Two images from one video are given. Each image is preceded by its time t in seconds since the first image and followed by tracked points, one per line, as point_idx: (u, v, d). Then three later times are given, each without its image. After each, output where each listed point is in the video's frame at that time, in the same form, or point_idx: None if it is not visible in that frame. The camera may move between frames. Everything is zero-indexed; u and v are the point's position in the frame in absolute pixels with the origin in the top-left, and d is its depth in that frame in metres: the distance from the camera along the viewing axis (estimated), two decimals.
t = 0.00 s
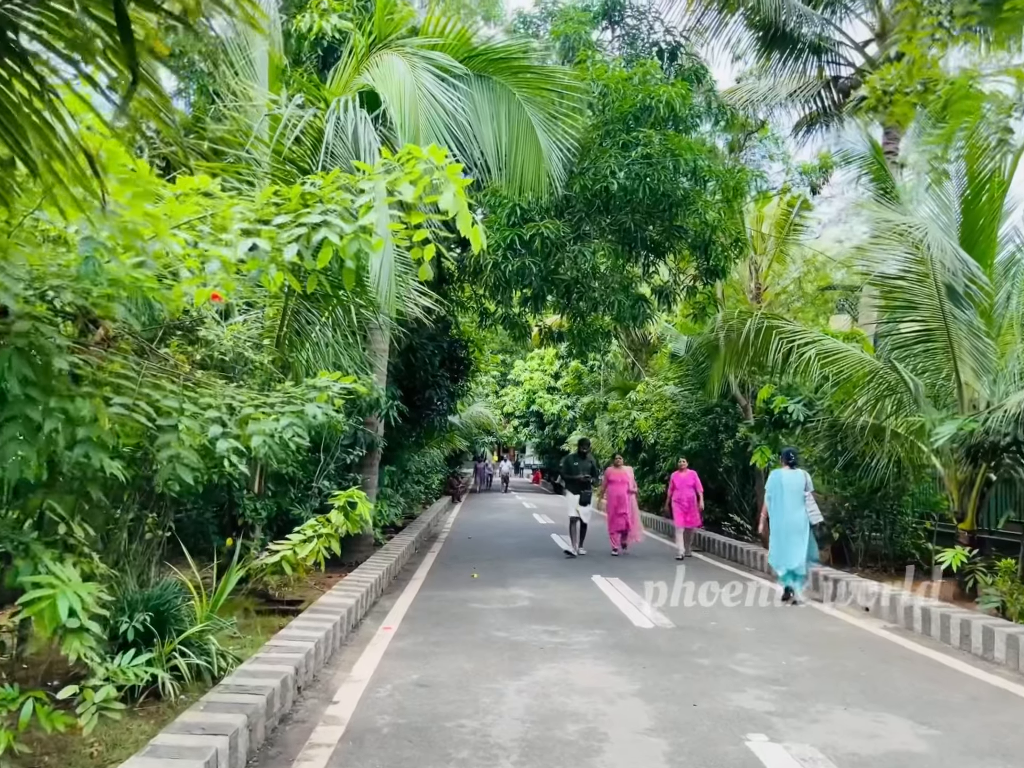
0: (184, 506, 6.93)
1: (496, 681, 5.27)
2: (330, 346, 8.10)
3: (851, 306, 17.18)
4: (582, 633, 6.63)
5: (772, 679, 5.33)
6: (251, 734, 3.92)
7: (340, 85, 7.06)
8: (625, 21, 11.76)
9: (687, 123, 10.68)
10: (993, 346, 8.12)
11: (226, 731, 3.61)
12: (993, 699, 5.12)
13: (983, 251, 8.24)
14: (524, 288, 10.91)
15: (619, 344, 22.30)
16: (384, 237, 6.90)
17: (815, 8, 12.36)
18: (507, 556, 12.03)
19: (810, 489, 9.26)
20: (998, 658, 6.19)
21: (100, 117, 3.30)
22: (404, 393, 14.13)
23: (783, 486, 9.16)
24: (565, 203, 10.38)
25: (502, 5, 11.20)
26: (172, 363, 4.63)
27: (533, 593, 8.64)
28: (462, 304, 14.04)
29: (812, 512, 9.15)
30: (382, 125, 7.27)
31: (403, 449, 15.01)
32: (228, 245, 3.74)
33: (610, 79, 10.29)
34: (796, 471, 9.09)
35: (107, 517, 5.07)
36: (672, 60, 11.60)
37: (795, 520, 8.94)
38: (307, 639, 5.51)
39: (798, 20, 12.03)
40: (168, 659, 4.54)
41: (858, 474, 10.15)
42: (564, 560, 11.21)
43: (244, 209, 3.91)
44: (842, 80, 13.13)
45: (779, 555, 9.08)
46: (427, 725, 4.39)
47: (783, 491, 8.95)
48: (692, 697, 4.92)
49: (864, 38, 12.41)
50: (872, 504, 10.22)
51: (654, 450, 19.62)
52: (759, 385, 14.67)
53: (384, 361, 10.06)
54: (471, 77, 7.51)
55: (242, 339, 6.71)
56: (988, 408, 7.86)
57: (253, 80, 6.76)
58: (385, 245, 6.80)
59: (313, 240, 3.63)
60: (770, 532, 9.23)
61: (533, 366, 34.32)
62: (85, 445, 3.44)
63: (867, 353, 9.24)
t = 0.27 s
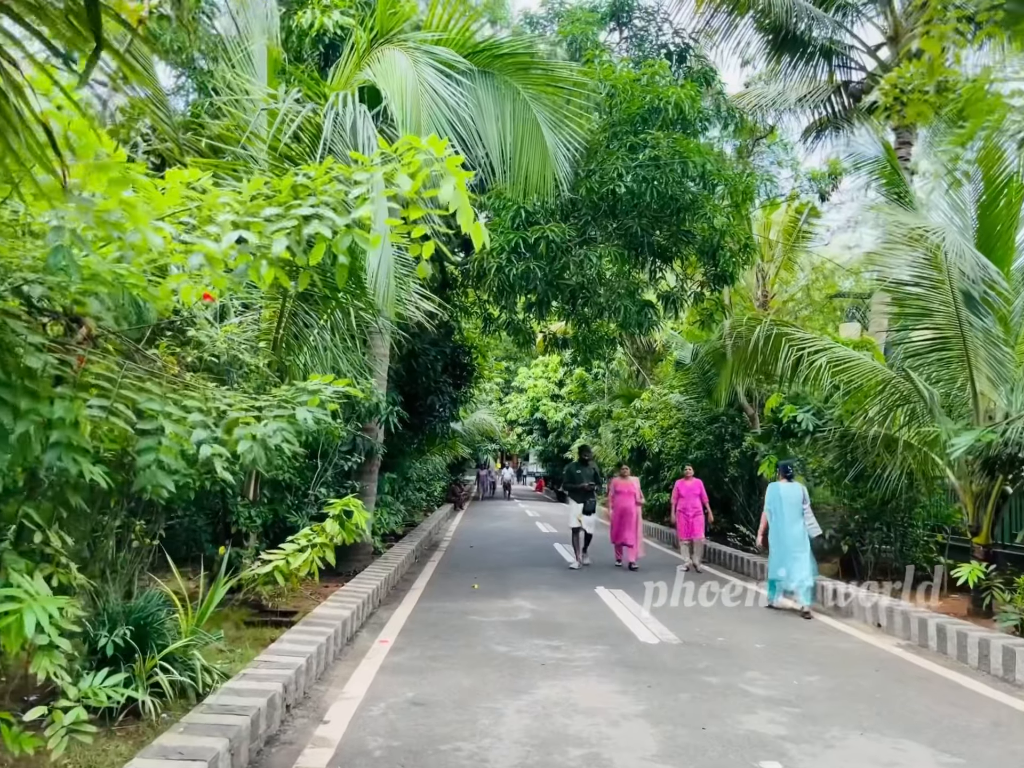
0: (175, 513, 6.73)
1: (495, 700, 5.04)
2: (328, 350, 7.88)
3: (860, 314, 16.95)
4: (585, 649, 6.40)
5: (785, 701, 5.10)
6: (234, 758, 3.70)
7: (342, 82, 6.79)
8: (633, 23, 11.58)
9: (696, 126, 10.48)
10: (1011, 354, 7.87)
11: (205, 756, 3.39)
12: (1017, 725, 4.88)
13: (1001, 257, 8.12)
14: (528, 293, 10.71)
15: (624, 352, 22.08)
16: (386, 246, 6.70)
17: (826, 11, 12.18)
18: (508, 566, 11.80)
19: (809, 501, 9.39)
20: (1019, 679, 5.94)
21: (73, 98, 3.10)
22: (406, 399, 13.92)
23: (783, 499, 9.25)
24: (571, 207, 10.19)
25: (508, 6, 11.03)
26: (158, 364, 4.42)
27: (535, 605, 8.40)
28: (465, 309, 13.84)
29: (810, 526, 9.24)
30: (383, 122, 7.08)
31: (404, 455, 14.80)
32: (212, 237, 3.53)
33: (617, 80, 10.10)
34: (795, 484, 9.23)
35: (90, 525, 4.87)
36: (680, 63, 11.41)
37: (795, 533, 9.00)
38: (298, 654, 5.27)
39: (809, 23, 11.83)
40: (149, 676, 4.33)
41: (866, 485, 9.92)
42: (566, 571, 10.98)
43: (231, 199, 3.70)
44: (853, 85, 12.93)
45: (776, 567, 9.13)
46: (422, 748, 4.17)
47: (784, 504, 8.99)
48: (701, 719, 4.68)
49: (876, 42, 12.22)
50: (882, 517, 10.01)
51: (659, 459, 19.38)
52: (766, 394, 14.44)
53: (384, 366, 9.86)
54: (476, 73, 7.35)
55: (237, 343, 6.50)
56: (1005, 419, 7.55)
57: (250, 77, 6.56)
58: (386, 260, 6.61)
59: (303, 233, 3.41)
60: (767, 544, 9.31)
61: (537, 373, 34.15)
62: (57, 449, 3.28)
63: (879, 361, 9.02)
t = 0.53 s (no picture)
0: (162, 516, 6.52)
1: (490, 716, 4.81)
2: (325, 351, 7.67)
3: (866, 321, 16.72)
4: (584, 662, 6.17)
5: (793, 721, 4.86)
6: None
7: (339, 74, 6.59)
8: (638, 22, 11.40)
9: (702, 126, 10.28)
10: None
11: None
12: None
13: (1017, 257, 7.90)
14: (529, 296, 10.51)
15: (627, 358, 21.86)
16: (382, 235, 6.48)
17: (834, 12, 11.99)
18: (507, 574, 11.56)
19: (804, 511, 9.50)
20: None
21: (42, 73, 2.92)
22: (405, 403, 13.71)
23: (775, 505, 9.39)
24: (573, 208, 10.00)
25: (511, 5, 10.86)
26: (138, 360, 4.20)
27: (534, 616, 8.17)
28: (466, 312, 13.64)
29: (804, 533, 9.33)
30: (381, 116, 6.89)
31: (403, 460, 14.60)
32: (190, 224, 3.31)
33: (622, 79, 9.92)
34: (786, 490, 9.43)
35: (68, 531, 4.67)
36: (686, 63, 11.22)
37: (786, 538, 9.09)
38: (283, 666, 5.04)
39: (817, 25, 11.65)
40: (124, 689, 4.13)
41: (873, 497, 9.74)
42: (566, 580, 10.74)
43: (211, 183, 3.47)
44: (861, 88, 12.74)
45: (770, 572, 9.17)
46: None
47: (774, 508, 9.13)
48: (705, 740, 4.45)
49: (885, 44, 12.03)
50: (891, 528, 9.83)
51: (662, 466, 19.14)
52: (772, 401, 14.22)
53: (382, 368, 9.66)
54: (477, 67, 7.16)
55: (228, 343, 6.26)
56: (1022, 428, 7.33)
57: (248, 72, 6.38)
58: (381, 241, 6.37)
59: (287, 221, 3.20)
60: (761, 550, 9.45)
61: (539, 379, 33.95)
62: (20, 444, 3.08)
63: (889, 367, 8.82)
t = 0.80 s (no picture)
0: (151, 523, 6.32)
1: (486, 736, 4.60)
2: (320, 354, 7.48)
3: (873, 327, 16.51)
4: (585, 677, 5.95)
5: (803, 742, 4.65)
6: None
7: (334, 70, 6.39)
8: (642, 22, 11.24)
9: (708, 127, 10.10)
10: None
11: None
12: None
13: None
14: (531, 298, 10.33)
15: (630, 363, 21.66)
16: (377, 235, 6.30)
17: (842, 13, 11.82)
18: (507, 583, 11.35)
19: (802, 522, 9.57)
20: None
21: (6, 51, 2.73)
22: (404, 407, 13.52)
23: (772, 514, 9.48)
24: (576, 210, 9.81)
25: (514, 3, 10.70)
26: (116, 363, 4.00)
27: (534, 627, 7.96)
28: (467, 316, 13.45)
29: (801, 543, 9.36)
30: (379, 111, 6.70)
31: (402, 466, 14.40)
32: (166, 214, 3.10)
33: (626, 78, 9.75)
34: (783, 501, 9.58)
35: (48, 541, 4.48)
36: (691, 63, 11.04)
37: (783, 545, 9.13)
38: (270, 680, 4.81)
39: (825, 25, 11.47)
40: (100, 708, 3.93)
41: (881, 505, 9.62)
42: (567, 590, 10.52)
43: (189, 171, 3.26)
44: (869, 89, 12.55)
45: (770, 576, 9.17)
46: None
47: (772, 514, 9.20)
48: (712, 763, 4.24)
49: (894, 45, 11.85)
50: (900, 539, 9.63)
51: (664, 473, 18.92)
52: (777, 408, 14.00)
53: (380, 372, 9.47)
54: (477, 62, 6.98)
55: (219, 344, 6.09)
56: None
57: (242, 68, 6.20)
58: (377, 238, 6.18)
59: (269, 212, 2.99)
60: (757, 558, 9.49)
61: (542, 384, 33.71)
62: None
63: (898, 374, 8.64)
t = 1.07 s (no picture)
0: (141, 524, 6.11)
1: (488, 748, 4.39)
2: (317, 351, 7.26)
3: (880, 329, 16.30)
4: (591, 685, 5.74)
5: (821, 756, 4.44)
6: None
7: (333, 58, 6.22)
8: (648, 16, 11.06)
9: (715, 121, 9.90)
10: None
11: None
12: None
13: None
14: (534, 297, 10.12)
15: (633, 365, 21.45)
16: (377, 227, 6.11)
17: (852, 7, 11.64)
18: (509, 587, 11.14)
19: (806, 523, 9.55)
20: None
21: None
22: (405, 408, 13.33)
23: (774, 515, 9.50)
24: (580, 207, 9.64)
25: None
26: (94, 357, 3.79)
27: (537, 632, 7.75)
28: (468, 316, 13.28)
29: (804, 543, 9.37)
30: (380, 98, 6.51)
31: (402, 468, 14.16)
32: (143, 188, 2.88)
33: (632, 71, 9.58)
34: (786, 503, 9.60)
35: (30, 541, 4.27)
36: (698, 58, 10.87)
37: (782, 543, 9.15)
38: (262, 689, 4.60)
39: (834, 20, 11.30)
40: (80, 719, 3.72)
41: (892, 509, 9.43)
42: (570, 594, 10.31)
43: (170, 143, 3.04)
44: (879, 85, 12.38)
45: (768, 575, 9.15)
46: None
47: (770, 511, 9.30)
48: None
49: (904, 41, 11.67)
50: (911, 544, 9.38)
51: (668, 476, 18.70)
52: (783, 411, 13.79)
53: (380, 371, 9.27)
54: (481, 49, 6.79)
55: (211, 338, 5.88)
56: None
57: (238, 54, 5.99)
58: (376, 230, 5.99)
59: (258, 188, 2.78)
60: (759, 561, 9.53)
61: (544, 386, 33.60)
62: None
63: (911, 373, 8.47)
